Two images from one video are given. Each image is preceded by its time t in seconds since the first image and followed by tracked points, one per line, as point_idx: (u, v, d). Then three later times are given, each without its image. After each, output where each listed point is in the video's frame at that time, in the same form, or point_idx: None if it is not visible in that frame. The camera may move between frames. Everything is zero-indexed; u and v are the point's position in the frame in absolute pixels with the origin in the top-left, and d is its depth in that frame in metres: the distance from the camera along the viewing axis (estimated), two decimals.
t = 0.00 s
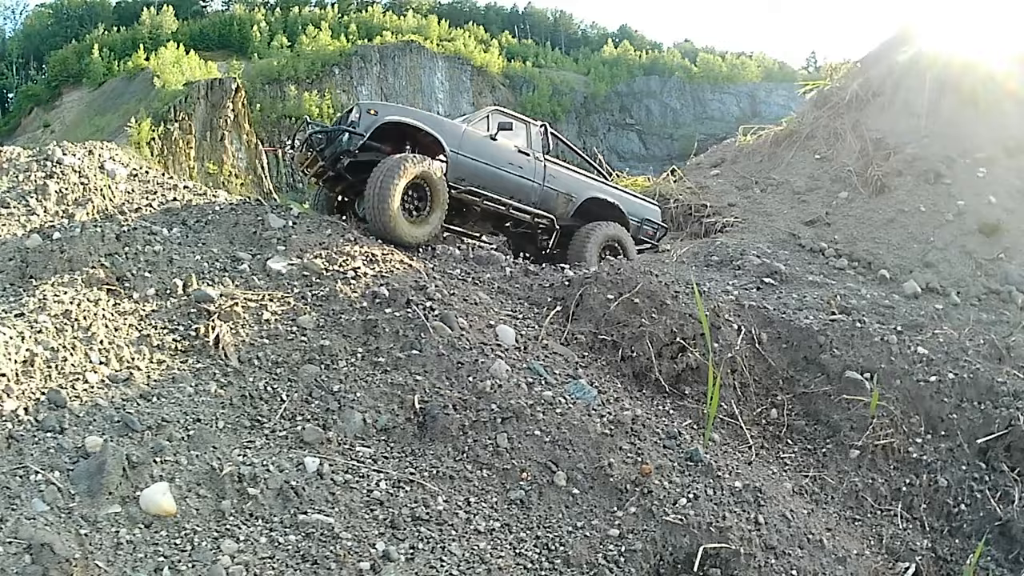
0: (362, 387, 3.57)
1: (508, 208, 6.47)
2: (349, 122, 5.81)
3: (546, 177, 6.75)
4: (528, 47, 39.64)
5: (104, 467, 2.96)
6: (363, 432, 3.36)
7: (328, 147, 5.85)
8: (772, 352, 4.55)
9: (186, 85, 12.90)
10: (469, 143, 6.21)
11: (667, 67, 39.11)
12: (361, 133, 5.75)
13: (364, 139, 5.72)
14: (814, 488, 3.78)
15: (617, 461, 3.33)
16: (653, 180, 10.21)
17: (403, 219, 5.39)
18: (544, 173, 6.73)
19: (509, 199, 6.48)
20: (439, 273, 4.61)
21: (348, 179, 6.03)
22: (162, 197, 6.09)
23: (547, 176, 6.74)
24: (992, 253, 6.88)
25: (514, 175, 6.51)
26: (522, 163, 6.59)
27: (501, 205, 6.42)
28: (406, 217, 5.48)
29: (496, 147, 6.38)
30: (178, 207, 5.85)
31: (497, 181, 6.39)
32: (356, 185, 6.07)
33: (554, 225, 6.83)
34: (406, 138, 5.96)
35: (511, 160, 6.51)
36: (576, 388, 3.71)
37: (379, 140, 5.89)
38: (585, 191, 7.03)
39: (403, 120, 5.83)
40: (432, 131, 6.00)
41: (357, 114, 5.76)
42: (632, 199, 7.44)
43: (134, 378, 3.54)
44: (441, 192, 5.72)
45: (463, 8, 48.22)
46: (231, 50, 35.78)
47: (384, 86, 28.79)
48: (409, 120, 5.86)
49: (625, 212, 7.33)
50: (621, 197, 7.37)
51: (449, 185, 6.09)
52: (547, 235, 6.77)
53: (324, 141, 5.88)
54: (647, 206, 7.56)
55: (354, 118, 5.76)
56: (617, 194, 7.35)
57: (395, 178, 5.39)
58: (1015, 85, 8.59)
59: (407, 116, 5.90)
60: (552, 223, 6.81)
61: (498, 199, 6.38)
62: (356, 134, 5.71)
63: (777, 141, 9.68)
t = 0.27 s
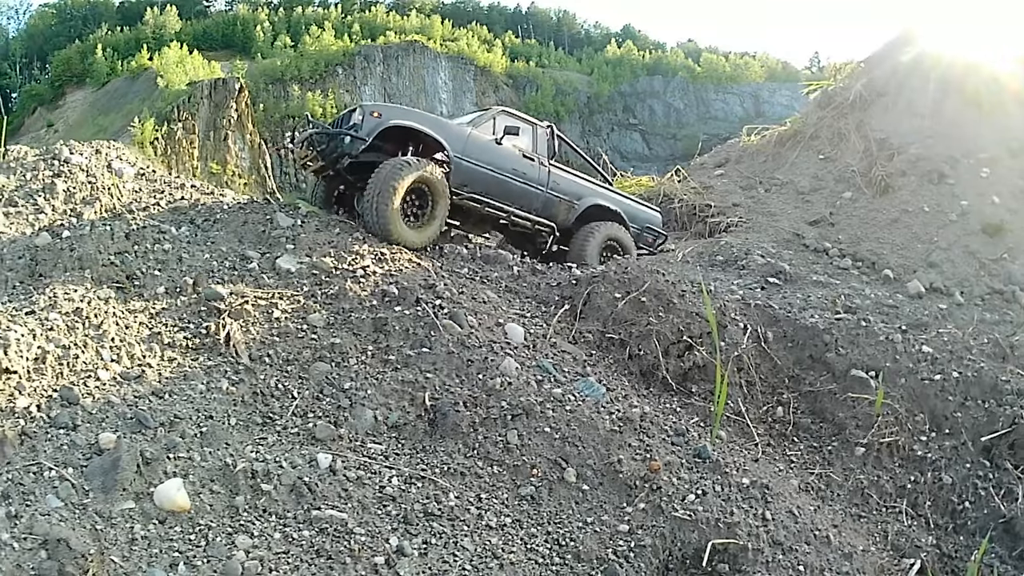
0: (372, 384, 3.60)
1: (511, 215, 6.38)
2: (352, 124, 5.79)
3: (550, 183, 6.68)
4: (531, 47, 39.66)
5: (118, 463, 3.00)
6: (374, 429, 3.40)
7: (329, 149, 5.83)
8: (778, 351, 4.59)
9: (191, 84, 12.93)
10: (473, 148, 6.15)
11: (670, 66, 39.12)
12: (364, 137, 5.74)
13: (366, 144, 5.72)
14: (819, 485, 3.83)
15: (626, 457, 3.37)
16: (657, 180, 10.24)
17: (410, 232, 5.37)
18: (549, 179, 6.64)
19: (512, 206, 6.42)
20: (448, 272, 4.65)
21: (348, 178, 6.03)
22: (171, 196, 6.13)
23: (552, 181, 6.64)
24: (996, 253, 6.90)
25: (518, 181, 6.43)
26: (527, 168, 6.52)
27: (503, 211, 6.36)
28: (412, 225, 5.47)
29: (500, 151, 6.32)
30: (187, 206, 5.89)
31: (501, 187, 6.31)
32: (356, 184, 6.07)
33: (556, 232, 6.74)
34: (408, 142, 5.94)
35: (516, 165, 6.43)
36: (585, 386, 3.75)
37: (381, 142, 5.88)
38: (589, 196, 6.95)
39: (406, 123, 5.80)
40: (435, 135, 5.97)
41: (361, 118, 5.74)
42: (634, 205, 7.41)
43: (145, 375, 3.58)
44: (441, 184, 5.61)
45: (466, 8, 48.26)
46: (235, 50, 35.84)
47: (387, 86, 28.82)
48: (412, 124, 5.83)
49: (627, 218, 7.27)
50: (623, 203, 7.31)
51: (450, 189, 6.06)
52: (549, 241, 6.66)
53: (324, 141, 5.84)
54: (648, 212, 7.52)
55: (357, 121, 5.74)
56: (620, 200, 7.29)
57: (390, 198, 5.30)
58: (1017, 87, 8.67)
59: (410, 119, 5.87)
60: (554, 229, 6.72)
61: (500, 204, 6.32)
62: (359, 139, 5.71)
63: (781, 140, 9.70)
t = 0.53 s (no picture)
0: (380, 383, 3.62)
1: (509, 213, 6.27)
2: (353, 115, 5.68)
3: (551, 182, 6.55)
4: (533, 47, 39.69)
5: (128, 461, 3.01)
6: (382, 427, 3.42)
7: (327, 139, 5.71)
8: (782, 351, 4.60)
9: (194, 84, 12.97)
10: (474, 144, 6.04)
11: (672, 67, 39.14)
12: (365, 129, 5.64)
13: (366, 136, 5.61)
14: (824, 484, 3.85)
15: (633, 456, 3.39)
16: (660, 180, 10.25)
17: (414, 235, 5.41)
18: (550, 178, 6.51)
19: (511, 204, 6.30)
20: (454, 272, 4.67)
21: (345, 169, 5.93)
22: (176, 196, 6.15)
23: (553, 180, 6.52)
24: (999, 253, 6.92)
25: (519, 179, 6.31)
26: (528, 166, 6.39)
27: (502, 209, 6.24)
28: (415, 224, 5.47)
29: (501, 148, 6.20)
30: (192, 205, 5.92)
31: (500, 185, 6.20)
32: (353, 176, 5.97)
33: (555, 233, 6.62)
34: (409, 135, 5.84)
35: (516, 163, 6.31)
36: (592, 385, 3.78)
37: (381, 135, 5.77)
38: (591, 197, 6.82)
39: (409, 116, 5.70)
40: (437, 129, 5.85)
41: (362, 109, 5.64)
42: (636, 206, 7.28)
43: (153, 374, 3.60)
44: (433, 174, 5.50)
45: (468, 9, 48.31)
46: (237, 50, 35.90)
47: (390, 86, 28.85)
48: (414, 117, 5.73)
49: (628, 221, 7.15)
50: (624, 204, 7.19)
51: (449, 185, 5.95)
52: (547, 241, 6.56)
53: (324, 132, 5.73)
54: (651, 215, 7.38)
55: (359, 112, 5.64)
56: (622, 201, 7.16)
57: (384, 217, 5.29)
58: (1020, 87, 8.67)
59: (413, 112, 5.76)
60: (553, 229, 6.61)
61: (498, 202, 6.20)
62: (360, 130, 5.60)
63: (784, 141, 9.71)
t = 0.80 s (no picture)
0: (384, 383, 3.63)
1: (505, 211, 6.15)
2: (348, 110, 5.56)
3: (549, 180, 6.41)
4: (535, 48, 39.72)
5: (133, 460, 3.02)
6: (387, 427, 3.42)
7: (322, 133, 5.60)
8: (785, 350, 4.61)
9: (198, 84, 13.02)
10: (471, 141, 5.90)
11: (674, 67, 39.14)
12: (359, 124, 5.52)
13: (360, 131, 5.49)
14: (827, 484, 3.86)
15: (637, 455, 3.40)
16: (663, 180, 10.26)
17: (414, 230, 5.39)
18: (547, 175, 6.38)
19: (507, 202, 6.17)
20: (457, 272, 4.68)
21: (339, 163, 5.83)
22: (180, 195, 6.16)
23: (551, 178, 6.39)
24: (1001, 254, 6.92)
25: (516, 177, 6.18)
26: (525, 163, 6.25)
27: (497, 207, 6.11)
28: (414, 220, 5.43)
29: (498, 144, 6.06)
30: (196, 205, 5.94)
31: (497, 182, 6.07)
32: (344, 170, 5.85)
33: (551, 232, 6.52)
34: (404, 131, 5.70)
35: (515, 160, 6.18)
36: (596, 385, 3.79)
37: (376, 129, 5.64)
38: (589, 196, 6.68)
39: (404, 112, 5.56)
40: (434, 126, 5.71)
41: (357, 103, 5.52)
42: (634, 205, 7.16)
43: (158, 373, 3.62)
44: (420, 165, 5.34)
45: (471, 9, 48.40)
46: (239, 50, 35.97)
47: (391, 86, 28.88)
48: (411, 113, 5.59)
49: (626, 220, 7.03)
50: (622, 203, 7.07)
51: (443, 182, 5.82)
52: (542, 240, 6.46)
53: (318, 126, 5.62)
54: (649, 214, 7.27)
55: (354, 107, 5.52)
56: (620, 200, 7.04)
57: (380, 228, 5.23)
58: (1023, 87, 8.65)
59: (409, 108, 5.61)
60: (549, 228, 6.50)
61: (494, 200, 6.07)
62: (354, 125, 5.48)
63: (787, 141, 9.72)
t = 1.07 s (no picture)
0: (388, 382, 3.64)
1: (500, 211, 6.12)
2: (341, 108, 5.49)
3: (545, 179, 6.37)
4: (537, 47, 39.74)
5: (137, 458, 3.02)
6: (390, 426, 3.43)
7: (314, 131, 5.53)
8: (788, 350, 4.62)
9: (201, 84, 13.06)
10: (466, 140, 5.86)
11: (676, 67, 39.15)
12: (353, 122, 5.45)
13: (354, 130, 5.42)
14: (829, 484, 3.87)
15: (640, 455, 3.41)
16: (665, 180, 10.27)
17: (413, 222, 5.37)
18: (543, 174, 6.34)
19: (503, 202, 6.14)
20: (461, 271, 4.69)
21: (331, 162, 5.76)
22: (183, 194, 6.16)
23: (547, 178, 6.35)
24: (1003, 254, 6.92)
25: (512, 176, 6.14)
26: (522, 163, 6.21)
27: (493, 207, 6.08)
28: (410, 212, 5.39)
29: (494, 144, 6.02)
30: (199, 204, 5.96)
31: (492, 182, 6.03)
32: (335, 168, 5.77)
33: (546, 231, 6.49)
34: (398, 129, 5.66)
35: (510, 160, 6.14)
36: (599, 384, 3.80)
37: (370, 127, 5.60)
38: (585, 196, 6.65)
39: (400, 110, 5.53)
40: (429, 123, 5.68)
41: (351, 101, 5.45)
42: (630, 204, 7.13)
43: (162, 372, 3.63)
44: (394, 161, 5.21)
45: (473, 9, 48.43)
46: (241, 49, 36.01)
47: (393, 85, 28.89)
48: (406, 111, 5.56)
49: (621, 219, 7.00)
50: (618, 201, 7.03)
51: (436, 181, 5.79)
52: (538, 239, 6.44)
53: (311, 124, 5.55)
54: (645, 213, 7.24)
55: (347, 105, 5.45)
56: (616, 198, 7.00)
57: (376, 237, 5.24)
58: None
59: (404, 106, 5.58)
60: (546, 227, 6.47)
61: (489, 200, 6.04)
62: (348, 124, 5.41)
63: (789, 141, 9.72)
